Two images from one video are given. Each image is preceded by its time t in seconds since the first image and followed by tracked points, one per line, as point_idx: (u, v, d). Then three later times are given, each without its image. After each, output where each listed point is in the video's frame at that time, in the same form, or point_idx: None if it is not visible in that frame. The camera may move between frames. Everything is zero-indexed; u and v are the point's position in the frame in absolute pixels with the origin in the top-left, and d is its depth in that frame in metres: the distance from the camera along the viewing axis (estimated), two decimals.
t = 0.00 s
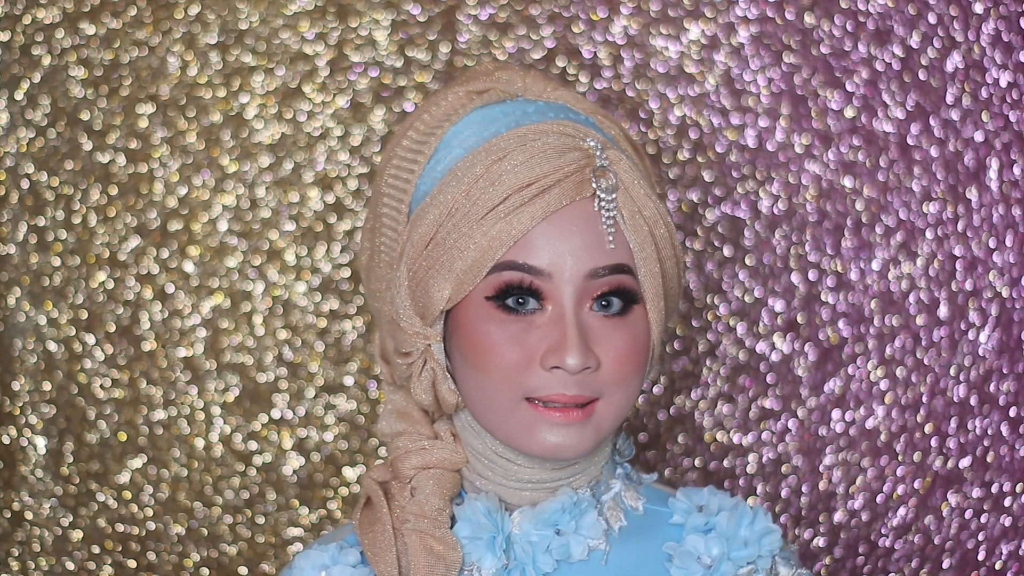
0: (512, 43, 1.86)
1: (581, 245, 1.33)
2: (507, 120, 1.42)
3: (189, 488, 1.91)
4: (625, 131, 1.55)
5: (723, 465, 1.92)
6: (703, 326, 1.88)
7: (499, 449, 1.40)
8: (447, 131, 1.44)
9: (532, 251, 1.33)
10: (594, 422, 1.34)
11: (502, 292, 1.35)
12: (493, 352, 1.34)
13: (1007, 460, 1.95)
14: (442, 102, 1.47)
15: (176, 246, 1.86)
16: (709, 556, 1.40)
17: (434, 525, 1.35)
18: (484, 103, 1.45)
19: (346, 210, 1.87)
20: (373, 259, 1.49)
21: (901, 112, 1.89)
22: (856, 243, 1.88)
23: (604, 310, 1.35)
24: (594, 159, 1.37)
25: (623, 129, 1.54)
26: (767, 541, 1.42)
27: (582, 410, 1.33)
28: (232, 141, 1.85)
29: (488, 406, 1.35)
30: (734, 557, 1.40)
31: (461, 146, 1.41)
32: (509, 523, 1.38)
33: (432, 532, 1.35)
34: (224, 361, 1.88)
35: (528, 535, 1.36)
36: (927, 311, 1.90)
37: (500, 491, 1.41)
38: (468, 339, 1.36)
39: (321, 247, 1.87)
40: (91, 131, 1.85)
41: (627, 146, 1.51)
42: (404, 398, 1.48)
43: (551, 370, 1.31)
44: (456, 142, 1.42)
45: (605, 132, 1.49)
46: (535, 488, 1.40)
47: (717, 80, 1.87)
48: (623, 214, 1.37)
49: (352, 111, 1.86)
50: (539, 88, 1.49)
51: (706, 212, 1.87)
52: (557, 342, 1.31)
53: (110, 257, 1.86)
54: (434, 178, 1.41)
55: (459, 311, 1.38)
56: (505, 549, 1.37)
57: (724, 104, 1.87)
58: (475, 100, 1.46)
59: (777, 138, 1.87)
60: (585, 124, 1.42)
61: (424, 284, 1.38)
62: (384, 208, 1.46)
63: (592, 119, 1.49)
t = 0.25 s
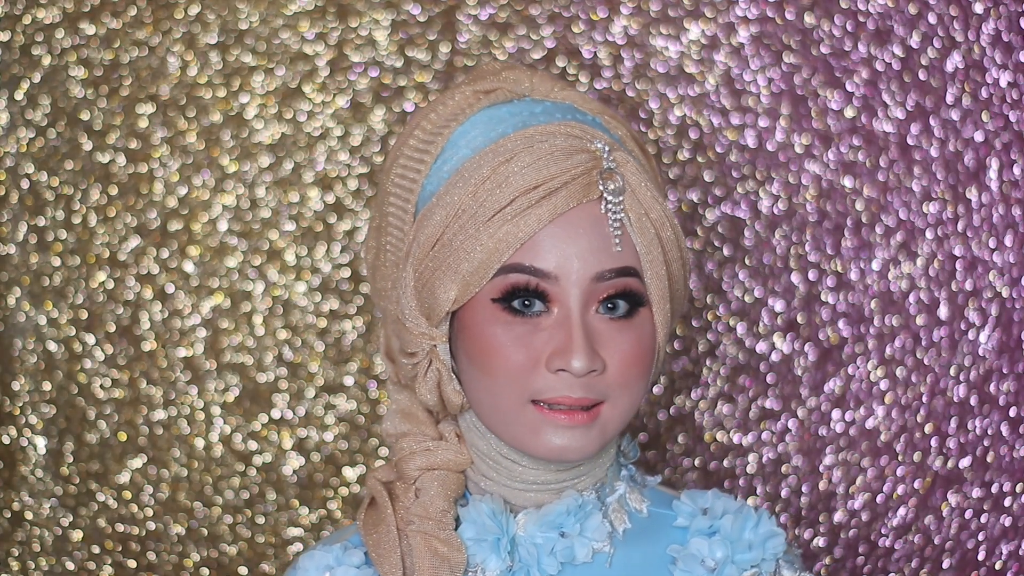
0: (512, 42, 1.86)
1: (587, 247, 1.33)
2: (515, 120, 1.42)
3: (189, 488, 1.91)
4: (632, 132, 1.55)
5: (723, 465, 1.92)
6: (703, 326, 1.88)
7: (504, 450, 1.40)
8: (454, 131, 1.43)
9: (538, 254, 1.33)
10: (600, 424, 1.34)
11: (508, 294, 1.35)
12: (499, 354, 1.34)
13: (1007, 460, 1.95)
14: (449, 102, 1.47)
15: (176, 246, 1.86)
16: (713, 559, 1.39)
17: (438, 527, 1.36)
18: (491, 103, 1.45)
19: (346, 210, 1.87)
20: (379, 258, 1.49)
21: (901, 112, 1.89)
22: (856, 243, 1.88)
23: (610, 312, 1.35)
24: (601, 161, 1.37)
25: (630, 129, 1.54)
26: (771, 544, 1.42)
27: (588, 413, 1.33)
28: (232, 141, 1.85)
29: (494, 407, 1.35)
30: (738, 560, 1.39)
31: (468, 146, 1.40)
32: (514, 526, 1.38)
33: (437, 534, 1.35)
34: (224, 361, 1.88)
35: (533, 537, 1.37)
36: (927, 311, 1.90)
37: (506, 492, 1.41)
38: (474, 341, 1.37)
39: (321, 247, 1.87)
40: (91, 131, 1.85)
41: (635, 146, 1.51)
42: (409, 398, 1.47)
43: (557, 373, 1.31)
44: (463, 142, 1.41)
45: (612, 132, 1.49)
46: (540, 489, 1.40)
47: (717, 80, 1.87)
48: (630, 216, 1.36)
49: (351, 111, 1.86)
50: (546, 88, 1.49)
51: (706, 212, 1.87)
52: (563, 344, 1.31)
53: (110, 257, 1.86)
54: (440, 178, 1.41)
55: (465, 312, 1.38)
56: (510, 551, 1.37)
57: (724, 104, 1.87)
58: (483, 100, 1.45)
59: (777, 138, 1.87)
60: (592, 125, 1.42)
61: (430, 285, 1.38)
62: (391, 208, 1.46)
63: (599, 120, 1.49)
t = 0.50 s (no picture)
0: (512, 42, 1.86)
1: (589, 249, 1.33)
2: (518, 120, 1.41)
3: (189, 488, 1.91)
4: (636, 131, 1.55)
5: (723, 465, 1.92)
6: (703, 326, 1.88)
7: (507, 452, 1.40)
8: (457, 131, 1.43)
9: (540, 255, 1.33)
10: (600, 425, 1.34)
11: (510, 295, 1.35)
12: (500, 354, 1.34)
13: (1007, 460, 1.95)
14: (453, 101, 1.47)
15: (176, 246, 1.86)
16: (716, 561, 1.39)
17: (441, 529, 1.35)
18: (494, 103, 1.45)
19: (346, 210, 1.87)
20: (383, 257, 1.50)
21: (901, 112, 1.89)
22: (856, 243, 1.88)
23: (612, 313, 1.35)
24: (603, 162, 1.37)
25: (635, 128, 1.54)
26: (773, 548, 1.42)
27: (588, 414, 1.33)
28: (232, 141, 1.85)
29: (495, 408, 1.35)
30: (741, 563, 1.40)
31: (471, 146, 1.40)
32: (517, 528, 1.38)
33: (439, 536, 1.35)
34: (224, 361, 1.88)
35: (535, 539, 1.36)
36: (927, 311, 1.90)
37: (507, 492, 1.41)
38: (476, 341, 1.37)
39: (321, 247, 1.87)
40: (91, 131, 1.85)
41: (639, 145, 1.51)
42: (411, 398, 1.48)
43: (557, 374, 1.31)
44: (466, 142, 1.41)
45: (616, 132, 1.48)
46: (542, 490, 1.40)
47: (717, 80, 1.87)
48: (631, 217, 1.36)
49: (351, 111, 1.86)
50: (550, 87, 1.49)
51: (706, 212, 1.87)
52: (564, 345, 1.31)
53: (110, 257, 1.86)
54: (443, 178, 1.41)
55: (466, 313, 1.38)
56: (512, 553, 1.37)
57: (724, 104, 1.87)
58: (486, 99, 1.45)
59: (777, 138, 1.87)
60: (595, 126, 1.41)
61: (432, 285, 1.38)
62: (394, 207, 1.46)
63: (603, 119, 1.49)
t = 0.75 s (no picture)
0: (512, 42, 1.86)
1: (589, 250, 1.33)
2: (519, 119, 1.41)
3: (189, 488, 1.91)
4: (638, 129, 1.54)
5: (723, 465, 1.92)
6: (703, 326, 1.88)
7: (507, 452, 1.40)
8: (458, 130, 1.43)
9: (539, 256, 1.33)
10: (600, 426, 1.34)
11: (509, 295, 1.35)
12: (500, 355, 1.34)
13: (1007, 460, 1.95)
14: (455, 100, 1.47)
15: (175, 246, 1.86)
16: (717, 562, 1.39)
17: (442, 530, 1.35)
18: (496, 102, 1.45)
19: (346, 210, 1.87)
20: (384, 256, 1.50)
21: (901, 112, 1.89)
22: (856, 243, 1.88)
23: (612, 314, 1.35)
24: (603, 162, 1.37)
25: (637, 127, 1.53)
26: (775, 549, 1.42)
27: (588, 415, 1.33)
28: (232, 141, 1.85)
29: (494, 408, 1.35)
30: (742, 564, 1.40)
31: (472, 146, 1.40)
32: (518, 528, 1.38)
33: (441, 536, 1.35)
34: (224, 361, 1.88)
35: (537, 540, 1.36)
36: (927, 311, 1.90)
37: (508, 492, 1.40)
38: (475, 341, 1.37)
39: (321, 247, 1.87)
40: (91, 130, 1.85)
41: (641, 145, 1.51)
42: (412, 397, 1.47)
43: (557, 375, 1.31)
44: (467, 141, 1.41)
45: (618, 132, 1.48)
46: (542, 490, 1.40)
47: (717, 80, 1.87)
48: (631, 218, 1.36)
49: (351, 111, 1.86)
50: (552, 86, 1.49)
51: (706, 212, 1.87)
52: (563, 347, 1.31)
53: (110, 257, 1.86)
54: (443, 178, 1.41)
55: (466, 313, 1.38)
56: (513, 553, 1.37)
57: (724, 104, 1.87)
58: (488, 99, 1.45)
59: (777, 138, 1.87)
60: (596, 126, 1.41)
61: (432, 285, 1.38)
62: (395, 206, 1.46)
63: (605, 118, 1.49)
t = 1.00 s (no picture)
0: (512, 42, 1.86)
1: (589, 252, 1.33)
2: (519, 120, 1.41)
3: (189, 488, 1.91)
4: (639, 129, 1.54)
5: (723, 465, 1.92)
6: (703, 326, 1.88)
7: (507, 454, 1.40)
8: (458, 131, 1.43)
9: (539, 258, 1.33)
10: (599, 428, 1.34)
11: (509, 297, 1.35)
12: (499, 357, 1.34)
13: (1007, 460, 1.95)
14: (455, 100, 1.47)
15: (175, 246, 1.86)
16: (718, 563, 1.39)
17: (442, 530, 1.36)
18: (496, 102, 1.45)
19: (346, 210, 1.87)
20: (385, 255, 1.50)
21: (901, 112, 1.89)
22: (856, 243, 1.88)
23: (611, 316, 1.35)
24: (603, 164, 1.37)
25: (637, 126, 1.53)
26: (775, 550, 1.43)
27: (587, 417, 1.33)
28: (232, 141, 1.85)
29: (494, 410, 1.35)
30: (743, 565, 1.40)
31: (471, 146, 1.40)
32: (518, 529, 1.38)
33: (441, 537, 1.35)
34: (224, 361, 1.88)
35: (537, 541, 1.37)
36: (927, 311, 1.90)
37: (508, 494, 1.40)
38: (475, 343, 1.37)
39: (321, 247, 1.87)
40: (91, 130, 1.85)
41: (641, 144, 1.51)
42: (412, 397, 1.47)
43: (555, 377, 1.31)
44: (467, 142, 1.41)
45: (618, 132, 1.48)
46: (542, 491, 1.40)
47: (717, 80, 1.87)
48: (631, 219, 1.36)
49: (351, 111, 1.86)
50: (552, 86, 1.49)
51: (706, 212, 1.87)
52: (562, 349, 1.31)
53: (110, 257, 1.86)
54: (443, 178, 1.41)
55: (466, 315, 1.38)
56: (514, 555, 1.37)
57: (724, 104, 1.87)
58: (488, 99, 1.45)
59: (777, 138, 1.87)
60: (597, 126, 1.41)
61: (431, 286, 1.38)
62: (395, 206, 1.46)
63: (606, 118, 1.49)
